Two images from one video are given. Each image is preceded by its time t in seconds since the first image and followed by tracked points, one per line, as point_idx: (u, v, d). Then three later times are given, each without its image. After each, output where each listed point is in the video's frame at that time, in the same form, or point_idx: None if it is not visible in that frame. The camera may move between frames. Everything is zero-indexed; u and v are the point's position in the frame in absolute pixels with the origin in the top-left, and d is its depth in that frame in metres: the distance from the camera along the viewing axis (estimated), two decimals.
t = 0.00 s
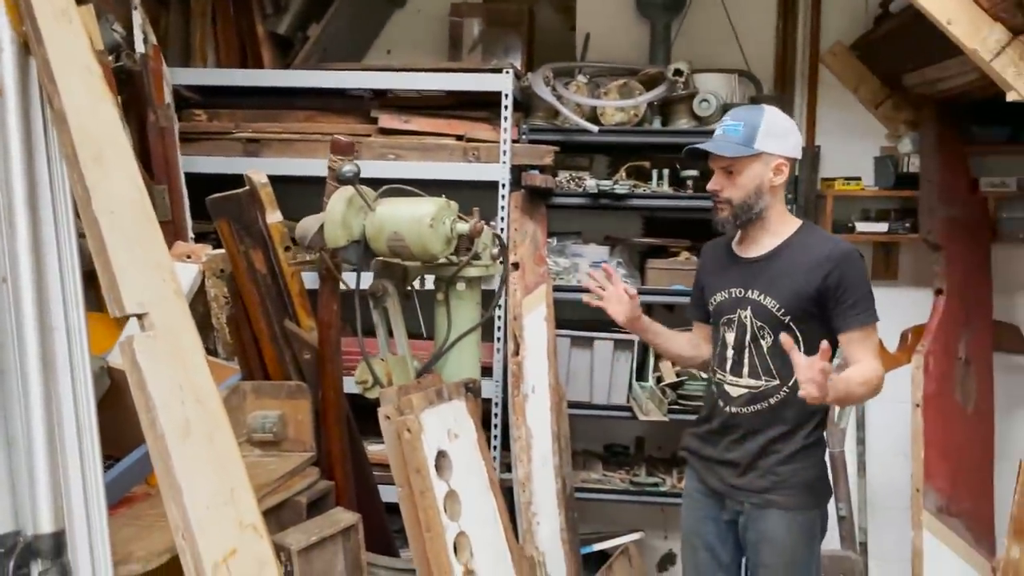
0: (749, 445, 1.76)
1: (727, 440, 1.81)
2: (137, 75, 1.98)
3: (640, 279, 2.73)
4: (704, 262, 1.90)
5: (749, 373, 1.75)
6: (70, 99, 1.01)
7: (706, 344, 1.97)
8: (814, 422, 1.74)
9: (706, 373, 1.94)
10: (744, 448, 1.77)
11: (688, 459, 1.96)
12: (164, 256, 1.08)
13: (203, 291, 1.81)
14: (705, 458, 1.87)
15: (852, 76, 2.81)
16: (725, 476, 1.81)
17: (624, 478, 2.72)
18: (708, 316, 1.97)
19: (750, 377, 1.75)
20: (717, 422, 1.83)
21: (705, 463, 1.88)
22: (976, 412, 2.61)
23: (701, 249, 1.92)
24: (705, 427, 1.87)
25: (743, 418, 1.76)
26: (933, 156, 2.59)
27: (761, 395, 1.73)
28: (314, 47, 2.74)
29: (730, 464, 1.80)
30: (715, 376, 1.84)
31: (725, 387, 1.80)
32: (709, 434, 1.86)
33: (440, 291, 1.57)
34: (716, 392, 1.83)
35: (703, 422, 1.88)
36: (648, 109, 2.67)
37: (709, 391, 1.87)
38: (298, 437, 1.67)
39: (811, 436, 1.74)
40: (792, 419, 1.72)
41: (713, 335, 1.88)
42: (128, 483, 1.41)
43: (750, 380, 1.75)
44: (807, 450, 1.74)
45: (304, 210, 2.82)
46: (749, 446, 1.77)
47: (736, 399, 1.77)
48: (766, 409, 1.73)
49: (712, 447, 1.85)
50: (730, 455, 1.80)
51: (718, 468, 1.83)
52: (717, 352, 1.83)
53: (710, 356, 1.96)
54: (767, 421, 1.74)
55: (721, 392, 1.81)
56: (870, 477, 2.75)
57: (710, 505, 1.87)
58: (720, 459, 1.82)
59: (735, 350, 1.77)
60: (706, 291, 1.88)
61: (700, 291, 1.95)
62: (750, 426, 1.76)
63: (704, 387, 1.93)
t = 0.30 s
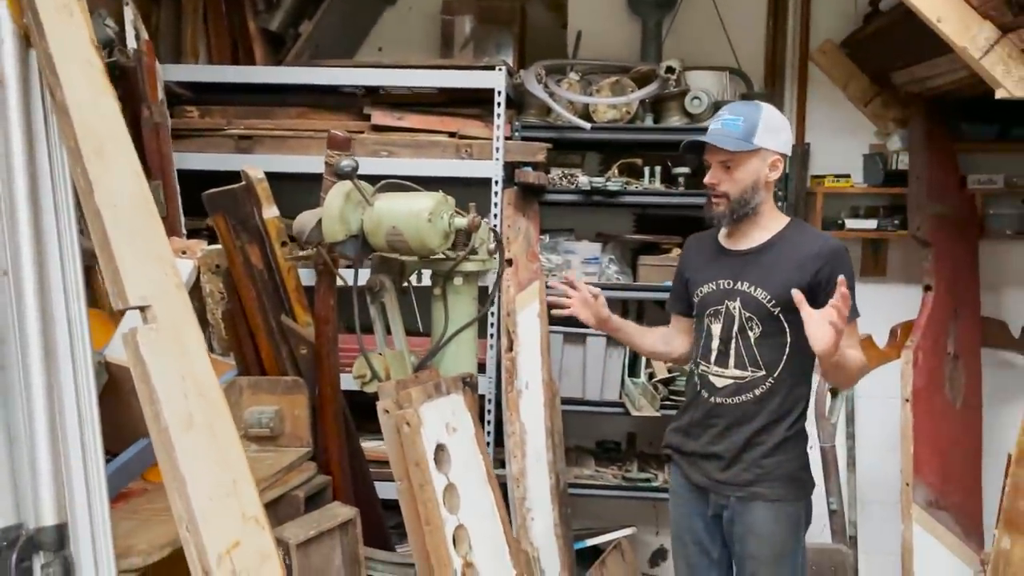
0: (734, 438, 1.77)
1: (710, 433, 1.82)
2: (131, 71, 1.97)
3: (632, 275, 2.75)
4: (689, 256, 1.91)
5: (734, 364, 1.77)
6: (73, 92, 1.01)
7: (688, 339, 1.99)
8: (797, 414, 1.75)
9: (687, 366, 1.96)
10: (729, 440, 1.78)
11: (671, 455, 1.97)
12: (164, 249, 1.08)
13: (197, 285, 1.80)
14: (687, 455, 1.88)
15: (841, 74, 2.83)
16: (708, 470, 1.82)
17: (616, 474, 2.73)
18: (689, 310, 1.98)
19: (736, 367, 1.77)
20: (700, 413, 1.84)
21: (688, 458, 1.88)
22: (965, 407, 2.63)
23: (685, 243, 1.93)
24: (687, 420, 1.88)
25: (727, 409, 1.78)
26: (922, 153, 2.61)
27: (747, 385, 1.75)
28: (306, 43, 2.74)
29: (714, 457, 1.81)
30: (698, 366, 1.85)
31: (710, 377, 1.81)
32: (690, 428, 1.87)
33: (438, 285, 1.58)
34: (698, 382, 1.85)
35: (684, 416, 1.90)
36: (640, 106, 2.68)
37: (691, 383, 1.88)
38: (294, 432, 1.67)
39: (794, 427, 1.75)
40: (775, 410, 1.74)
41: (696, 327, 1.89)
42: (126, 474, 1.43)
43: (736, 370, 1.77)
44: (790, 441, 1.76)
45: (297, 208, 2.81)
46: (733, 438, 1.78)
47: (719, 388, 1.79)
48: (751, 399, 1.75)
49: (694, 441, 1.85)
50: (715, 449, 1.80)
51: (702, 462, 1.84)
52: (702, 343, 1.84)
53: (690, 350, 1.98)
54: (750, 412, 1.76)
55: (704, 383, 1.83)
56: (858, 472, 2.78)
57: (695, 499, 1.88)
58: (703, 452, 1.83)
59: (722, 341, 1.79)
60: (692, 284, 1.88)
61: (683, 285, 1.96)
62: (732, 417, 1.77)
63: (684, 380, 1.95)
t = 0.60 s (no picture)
0: (736, 434, 1.80)
1: (712, 431, 1.85)
2: (139, 73, 2.01)
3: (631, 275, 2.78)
4: (689, 256, 1.94)
5: (736, 362, 1.80)
6: (98, 96, 1.04)
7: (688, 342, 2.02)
8: (797, 411, 1.79)
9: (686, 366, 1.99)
10: (731, 438, 1.81)
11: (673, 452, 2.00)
12: (184, 250, 1.10)
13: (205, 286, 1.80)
14: (688, 452, 1.91)
15: (839, 76, 2.86)
16: (710, 468, 1.85)
17: (616, 471, 2.76)
18: (688, 310, 2.00)
19: (737, 365, 1.80)
20: (701, 410, 1.87)
21: (689, 456, 1.91)
22: (960, 404, 2.67)
23: (685, 242, 1.96)
24: (687, 417, 1.91)
25: (729, 406, 1.81)
26: (917, 153, 2.65)
27: (748, 383, 1.79)
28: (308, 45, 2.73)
29: (716, 455, 1.84)
30: (699, 364, 1.88)
31: (711, 375, 1.84)
32: (691, 426, 1.90)
33: (446, 285, 1.60)
34: (699, 380, 1.88)
35: (683, 415, 1.93)
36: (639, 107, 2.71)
37: (691, 381, 1.91)
38: (304, 430, 1.69)
39: (793, 424, 1.79)
40: (776, 407, 1.78)
41: (695, 325, 1.92)
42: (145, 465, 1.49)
43: (737, 368, 1.80)
44: (790, 437, 1.79)
45: (299, 208, 2.83)
46: (735, 435, 1.81)
47: (721, 385, 1.82)
48: (752, 396, 1.78)
49: (695, 439, 1.88)
50: (716, 446, 1.83)
51: (704, 460, 1.87)
52: (702, 341, 1.87)
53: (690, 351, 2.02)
54: (752, 410, 1.79)
55: (705, 380, 1.85)
56: (854, 468, 2.82)
57: (697, 495, 1.91)
58: (704, 450, 1.86)
59: (723, 339, 1.82)
60: (692, 283, 1.91)
61: (683, 284, 1.98)
62: (734, 414, 1.80)
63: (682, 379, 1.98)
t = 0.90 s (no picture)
0: (737, 421, 1.84)
1: (713, 418, 1.88)
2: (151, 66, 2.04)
3: (630, 267, 2.81)
4: (691, 247, 1.98)
5: (737, 351, 1.84)
6: (122, 87, 1.07)
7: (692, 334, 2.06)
8: (796, 398, 1.83)
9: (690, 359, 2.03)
10: (731, 425, 1.85)
11: (674, 440, 2.04)
12: (204, 237, 1.14)
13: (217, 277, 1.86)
14: (690, 440, 1.95)
15: (834, 72, 2.90)
16: (712, 454, 1.89)
17: (616, 461, 2.80)
18: (691, 300, 2.04)
19: (738, 354, 1.84)
20: (703, 398, 1.91)
21: (690, 443, 1.95)
22: (954, 395, 2.71)
23: (687, 233, 1.99)
24: (689, 405, 1.95)
25: (730, 393, 1.85)
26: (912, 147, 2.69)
27: (749, 371, 1.82)
28: (312, 40, 2.79)
29: (717, 441, 1.88)
30: (700, 353, 1.92)
31: (712, 364, 1.88)
32: (693, 414, 1.94)
33: (454, 274, 1.64)
34: (700, 368, 1.92)
35: (685, 404, 1.97)
36: (639, 102, 2.74)
37: (692, 371, 1.95)
38: (313, 417, 1.72)
39: (793, 410, 1.83)
40: (776, 394, 1.82)
41: (696, 314, 1.96)
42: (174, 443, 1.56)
43: (738, 356, 1.84)
44: (789, 424, 1.83)
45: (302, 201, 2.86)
46: (735, 422, 1.85)
47: (722, 374, 1.86)
48: (752, 383, 1.82)
49: (697, 427, 1.92)
50: (717, 433, 1.87)
51: (705, 447, 1.91)
52: (703, 331, 1.91)
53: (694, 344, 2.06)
54: (752, 397, 1.83)
55: (706, 369, 1.89)
56: (850, 458, 2.86)
57: (699, 481, 1.95)
58: (706, 437, 1.89)
59: (723, 329, 1.86)
60: (694, 274, 1.95)
61: (685, 276, 2.03)
62: (735, 401, 1.84)
63: (684, 370, 2.03)
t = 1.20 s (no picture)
0: (736, 405, 1.87)
1: (714, 403, 1.91)
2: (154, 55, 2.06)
3: (630, 257, 2.83)
4: (692, 235, 2.00)
5: (737, 337, 1.87)
6: (134, 71, 1.09)
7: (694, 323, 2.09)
8: (795, 383, 1.86)
9: (692, 349, 2.06)
10: (731, 409, 1.88)
11: (675, 426, 2.06)
12: (214, 219, 1.16)
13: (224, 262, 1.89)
14: (691, 424, 1.97)
15: (831, 64, 2.93)
16: (712, 438, 1.92)
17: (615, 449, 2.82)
18: (692, 288, 2.07)
19: (738, 340, 1.86)
20: (704, 384, 1.93)
21: (691, 428, 1.98)
22: (949, 382, 2.74)
23: (687, 222, 2.02)
24: (690, 390, 1.98)
25: (730, 378, 1.88)
26: (908, 137, 2.72)
27: (749, 356, 1.85)
28: (314, 32, 2.80)
29: (718, 426, 1.91)
30: (701, 339, 1.95)
31: (712, 349, 1.91)
32: (693, 399, 1.96)
33: (457, 260, 1.66)
34: (701, 355, 1.95)
35: (685, 390, 1.99)
36: (638, 93, 2.76)
37: (692, 357, 1.98)
38: (318, 402, 1.74)
39: (792, 394, 1.86)
40: (776, 379, 1.84)
41: (698, 301, 1.99)
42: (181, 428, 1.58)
43: (739, 342, 1.86)
44: (788, 408, 1.86)
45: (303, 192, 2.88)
46: (735, 406, 1.87)
47: (722, 359, 1.88)
48: (752, 369, 1.85)
49: (698, 412, 1.95)
50: (717, 417, 1.90)
51: (705, 431, 1.94)
52: (704, 317, 1.94)
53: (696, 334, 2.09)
54: (752, 381, 1.85)
55: (707, 354, 1.92)
56: (847, 446, 2.89)
57: (699, 465, 1.97)
58: (706, 421, 1.92)
59: (724, 315, 1.89)
60: (694, 262, 1.98)
61: (685, 263, 2.06)
62: (735, 386, 1.87)
63: (685, 360, 2.06)
